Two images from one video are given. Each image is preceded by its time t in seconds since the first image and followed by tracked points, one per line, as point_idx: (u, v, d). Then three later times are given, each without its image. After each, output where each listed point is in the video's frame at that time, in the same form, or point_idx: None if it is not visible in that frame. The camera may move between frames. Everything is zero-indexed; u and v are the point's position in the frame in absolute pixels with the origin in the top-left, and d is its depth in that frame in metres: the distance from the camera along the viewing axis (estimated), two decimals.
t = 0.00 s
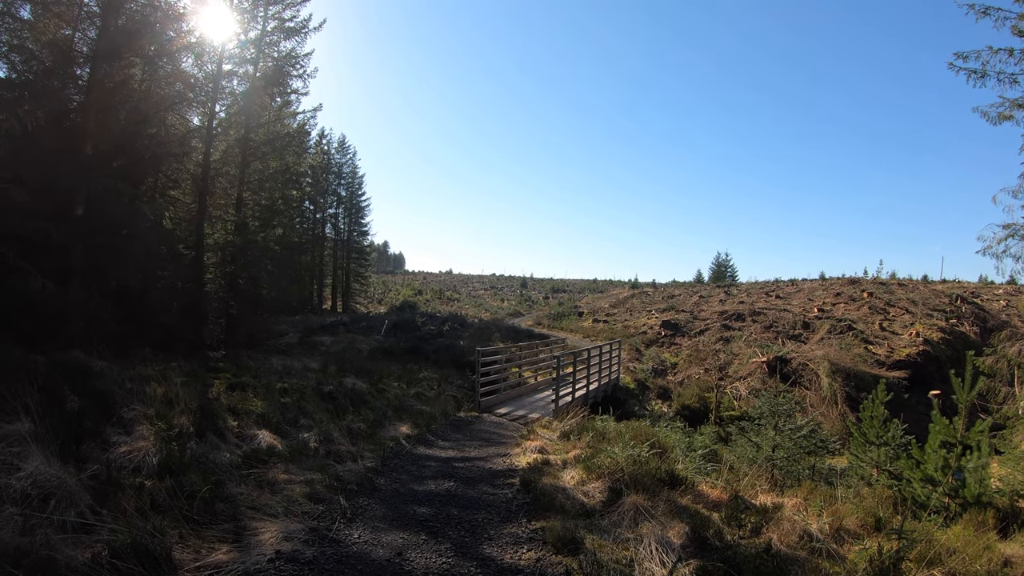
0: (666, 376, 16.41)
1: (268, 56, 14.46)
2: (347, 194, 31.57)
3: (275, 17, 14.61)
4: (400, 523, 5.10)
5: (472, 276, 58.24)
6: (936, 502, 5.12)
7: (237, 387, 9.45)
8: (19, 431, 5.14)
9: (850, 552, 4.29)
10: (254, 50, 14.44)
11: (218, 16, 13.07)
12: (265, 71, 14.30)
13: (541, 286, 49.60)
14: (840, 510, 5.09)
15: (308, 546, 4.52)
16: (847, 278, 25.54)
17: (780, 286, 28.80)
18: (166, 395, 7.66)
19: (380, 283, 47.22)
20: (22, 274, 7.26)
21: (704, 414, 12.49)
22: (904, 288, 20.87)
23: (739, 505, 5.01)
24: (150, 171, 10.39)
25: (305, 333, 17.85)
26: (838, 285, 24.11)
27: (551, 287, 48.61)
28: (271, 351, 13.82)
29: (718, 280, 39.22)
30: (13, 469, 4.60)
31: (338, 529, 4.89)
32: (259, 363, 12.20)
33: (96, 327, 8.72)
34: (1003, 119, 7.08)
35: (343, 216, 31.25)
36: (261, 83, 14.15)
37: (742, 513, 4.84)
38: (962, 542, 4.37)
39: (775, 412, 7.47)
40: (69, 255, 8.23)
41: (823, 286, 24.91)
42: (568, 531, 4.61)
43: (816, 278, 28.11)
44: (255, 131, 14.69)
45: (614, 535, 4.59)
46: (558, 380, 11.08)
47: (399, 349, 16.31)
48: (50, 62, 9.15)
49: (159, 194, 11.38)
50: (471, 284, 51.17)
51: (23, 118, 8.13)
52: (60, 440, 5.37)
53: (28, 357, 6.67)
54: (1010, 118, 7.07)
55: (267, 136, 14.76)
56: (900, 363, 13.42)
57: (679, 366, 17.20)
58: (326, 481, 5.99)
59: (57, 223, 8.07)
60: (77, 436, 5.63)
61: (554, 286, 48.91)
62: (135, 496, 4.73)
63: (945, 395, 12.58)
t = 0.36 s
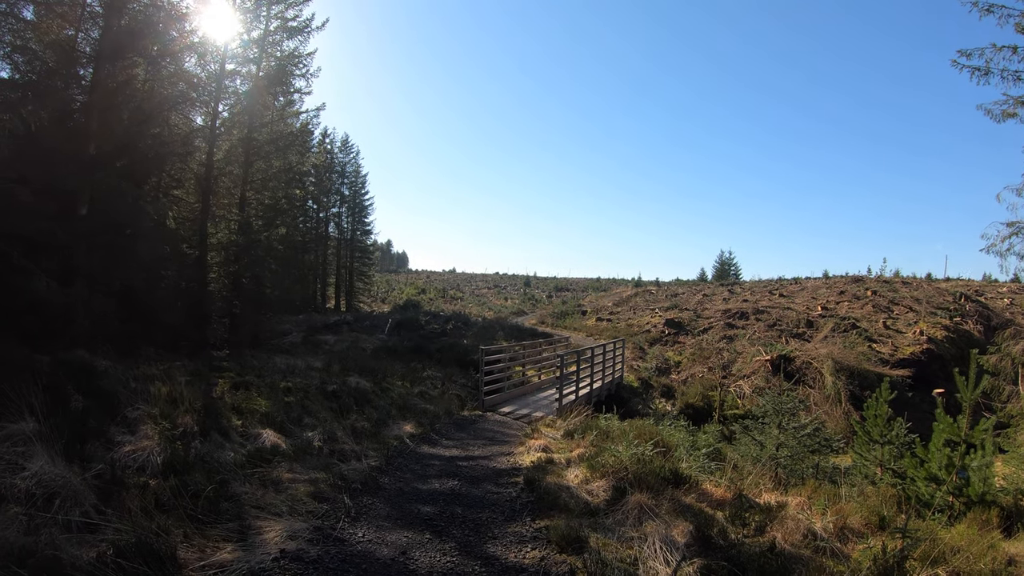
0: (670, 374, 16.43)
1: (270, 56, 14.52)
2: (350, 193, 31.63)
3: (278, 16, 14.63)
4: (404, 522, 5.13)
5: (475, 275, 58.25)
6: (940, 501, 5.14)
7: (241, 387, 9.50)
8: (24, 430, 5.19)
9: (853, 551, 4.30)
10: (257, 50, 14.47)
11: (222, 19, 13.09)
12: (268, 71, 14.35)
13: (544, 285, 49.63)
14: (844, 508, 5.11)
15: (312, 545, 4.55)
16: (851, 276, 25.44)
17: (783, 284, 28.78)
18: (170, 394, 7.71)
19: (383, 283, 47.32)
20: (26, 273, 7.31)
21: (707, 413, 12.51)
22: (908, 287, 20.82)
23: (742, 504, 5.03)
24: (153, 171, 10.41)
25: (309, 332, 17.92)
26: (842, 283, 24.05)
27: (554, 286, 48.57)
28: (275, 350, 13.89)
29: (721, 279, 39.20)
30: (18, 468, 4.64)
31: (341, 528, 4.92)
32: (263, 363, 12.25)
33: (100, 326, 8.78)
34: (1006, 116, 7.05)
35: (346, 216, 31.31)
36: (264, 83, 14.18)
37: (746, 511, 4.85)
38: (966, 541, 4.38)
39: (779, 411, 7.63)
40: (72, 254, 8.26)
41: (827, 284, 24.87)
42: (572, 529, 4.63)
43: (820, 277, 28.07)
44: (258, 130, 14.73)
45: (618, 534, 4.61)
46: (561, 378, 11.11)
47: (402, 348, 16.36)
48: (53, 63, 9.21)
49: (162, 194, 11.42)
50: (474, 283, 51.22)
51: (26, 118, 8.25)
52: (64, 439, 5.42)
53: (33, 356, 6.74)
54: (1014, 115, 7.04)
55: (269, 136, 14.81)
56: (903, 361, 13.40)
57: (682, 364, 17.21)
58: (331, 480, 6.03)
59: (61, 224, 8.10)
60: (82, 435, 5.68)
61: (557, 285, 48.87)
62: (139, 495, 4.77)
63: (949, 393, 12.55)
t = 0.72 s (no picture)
0: (672, 373, 16.42)
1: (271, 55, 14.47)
2: (352, 193, 31.60)
3: (278, 15, 14.58)
4: (407, 521, 5.15)
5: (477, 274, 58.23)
6: (942, 500, 5.15)
7: (243, 386, 9.53)
8: (27, 431, 5.22)
9: (856, 550, 4.30)
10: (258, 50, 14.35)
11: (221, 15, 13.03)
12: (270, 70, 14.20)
13: (546, 284, 49.61)
14: (846, 507, 5.12)
15: (315, 544, 4.57)
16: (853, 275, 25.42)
17: (785, 282, 28.73)
18: (173, 394, 7.74)
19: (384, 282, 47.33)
20: (29, 274, 7.52)
21: (709, 412, 12.49)
22: (910, 285, 20.77)
23: (742, 502, 5.05)
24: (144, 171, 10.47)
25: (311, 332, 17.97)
26: (844, 281, 24.01)
27: (555, 285, 48.69)
28: (277, 350, 13.92)
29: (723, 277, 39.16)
30: (22, 468, 4.67)
31: (344, 527, 4.93)
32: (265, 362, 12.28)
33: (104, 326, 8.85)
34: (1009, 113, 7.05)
35: (348, 215, 31.30)
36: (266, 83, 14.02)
37: (748, 510, 4.85)
38: (968, 539, 4.38)
39: (782, 409, 7.62)
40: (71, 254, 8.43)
41: (829, 283, 24.82)
42: (574, 528, 4.64)
43: (822, 275, 28.01)
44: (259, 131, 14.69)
45: (620, 533, 4.62)
46: (564, 377, 11.10)
47: (404, 348, 16.38)
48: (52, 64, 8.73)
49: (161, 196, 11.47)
50: (475, 282, 51.21)
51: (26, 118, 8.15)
52: (67, 439, 5.46)
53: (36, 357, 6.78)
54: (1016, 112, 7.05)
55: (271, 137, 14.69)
56: (906, 360, 13.38)
57: (684, 363, 17.19)
58: (333, 479, 6.05)
59: (60, 226, 8.26)
60: (84, 435, 5.72)
61: (558, 284, 48.89)
62: (142, 495, 4.80)
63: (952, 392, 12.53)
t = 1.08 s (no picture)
0: (672, 372, 16.40)
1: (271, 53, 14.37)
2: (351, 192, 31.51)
3: (278, 13, 14.48)
4: (406, 520, 5.14)
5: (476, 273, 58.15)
6: (941, 498, 5.17)
7: (243, 385, 9.52)
8: (27, 431, 5.23)
9: (856, 549, 4.30)
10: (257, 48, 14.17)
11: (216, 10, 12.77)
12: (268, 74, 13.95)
13: (545, 283, 49.56)
14: (845, 506, 5.12)
15: (315, 543, 4.57)
16: (852, 273, 25.41)
17: (784, 281, 28.70)
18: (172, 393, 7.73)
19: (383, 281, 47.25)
20: (29, 274, 7.60)
21: (709, 411, 12.47)
22: (910, 283, 20.74)
23: (742, 501, 5.04)
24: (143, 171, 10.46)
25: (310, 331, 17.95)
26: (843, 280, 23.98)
27: (555, 284, 48.65)
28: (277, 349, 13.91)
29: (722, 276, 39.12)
30: (21, 468, 4.65)
31: (344, 526, 4.93)
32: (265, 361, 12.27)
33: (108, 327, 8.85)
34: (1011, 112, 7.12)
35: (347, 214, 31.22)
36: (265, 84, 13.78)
37: (748, 509, 4.85)
38: (968, 539, 4.38)
39: (781, 408, 7.60)
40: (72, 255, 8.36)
41: (829, 282, 24.79)
42: (574, 527, 4.65)
43: (822, 274, 27.98)
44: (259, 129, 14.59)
45: (620, 532, 4.62)
46: (563, 376, 11.07)
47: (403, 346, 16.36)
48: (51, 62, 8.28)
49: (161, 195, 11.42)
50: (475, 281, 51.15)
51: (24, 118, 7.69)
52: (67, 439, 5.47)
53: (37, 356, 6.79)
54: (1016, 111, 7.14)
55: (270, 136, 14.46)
56: (906, 359, 13.37)
57: (684, 362, 17.17)
58: (333, 478, 6.04)
59: (60, 226, 8.24)
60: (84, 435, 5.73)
61: (557, 283, 48.88)
62: (143, 494, 4.79)
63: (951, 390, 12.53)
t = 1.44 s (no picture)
0: (666, 373, 16.41)
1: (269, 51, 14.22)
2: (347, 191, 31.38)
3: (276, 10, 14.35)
4: (399, 520, 5.11)
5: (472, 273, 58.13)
6: (934, 500, 5.20)
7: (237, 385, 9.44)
8: (19, 430, 5.16)
9: (849, 550, 4.30)
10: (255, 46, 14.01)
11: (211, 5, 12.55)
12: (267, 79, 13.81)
13: (541, 283, 49.59)
14: (839, 507, 5.12)
15: (308, 543, 4.54)
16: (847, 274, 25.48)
17: (779, 283, 28.82)
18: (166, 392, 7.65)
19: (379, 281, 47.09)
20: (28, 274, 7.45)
21: (704, 412, 12.48)
22: (903, 286, 20.88)
23: (737, 504, 5.03)
24: (142, 171, 10.37)
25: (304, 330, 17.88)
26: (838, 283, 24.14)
27: (550, 284, 48.66)
28: (270, 348, 13.85)
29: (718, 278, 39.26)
30: (12, 466, 4.58)
31: (337, 526, 4.89)
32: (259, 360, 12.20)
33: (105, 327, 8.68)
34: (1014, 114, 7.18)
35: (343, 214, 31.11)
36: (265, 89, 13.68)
37: (741, 510, 4.85)
38: (960, 540, 4.39)
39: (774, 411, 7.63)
40: (72, 256, 8.30)
41: (823, 284, 24.92)
42: (567, 528, 4.65)
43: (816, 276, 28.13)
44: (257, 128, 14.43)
45: (614, 532, 4.60)
46: (558, 377, 11.06)
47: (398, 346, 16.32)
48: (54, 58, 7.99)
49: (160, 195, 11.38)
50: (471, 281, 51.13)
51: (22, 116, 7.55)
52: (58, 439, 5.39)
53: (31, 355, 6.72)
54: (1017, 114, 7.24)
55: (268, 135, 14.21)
56: (899, 361, 13.43)
57: (679, 363, 17.18)
58: (326, 478, 6.01)
59: (59, 226, 8.13)
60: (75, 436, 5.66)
61: (553, 284, 48.90)
62: (136, 493, 4.73)
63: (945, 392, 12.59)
